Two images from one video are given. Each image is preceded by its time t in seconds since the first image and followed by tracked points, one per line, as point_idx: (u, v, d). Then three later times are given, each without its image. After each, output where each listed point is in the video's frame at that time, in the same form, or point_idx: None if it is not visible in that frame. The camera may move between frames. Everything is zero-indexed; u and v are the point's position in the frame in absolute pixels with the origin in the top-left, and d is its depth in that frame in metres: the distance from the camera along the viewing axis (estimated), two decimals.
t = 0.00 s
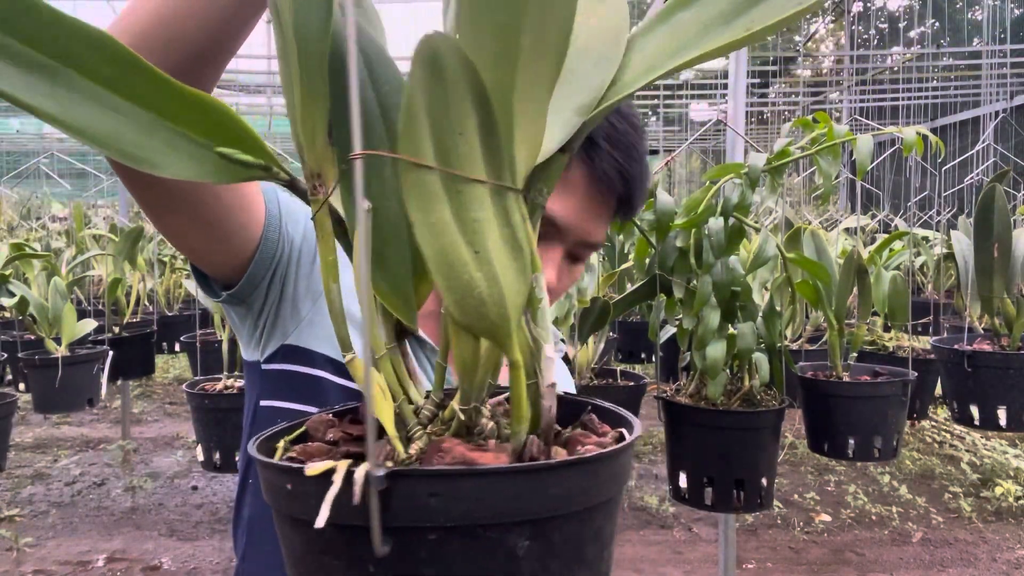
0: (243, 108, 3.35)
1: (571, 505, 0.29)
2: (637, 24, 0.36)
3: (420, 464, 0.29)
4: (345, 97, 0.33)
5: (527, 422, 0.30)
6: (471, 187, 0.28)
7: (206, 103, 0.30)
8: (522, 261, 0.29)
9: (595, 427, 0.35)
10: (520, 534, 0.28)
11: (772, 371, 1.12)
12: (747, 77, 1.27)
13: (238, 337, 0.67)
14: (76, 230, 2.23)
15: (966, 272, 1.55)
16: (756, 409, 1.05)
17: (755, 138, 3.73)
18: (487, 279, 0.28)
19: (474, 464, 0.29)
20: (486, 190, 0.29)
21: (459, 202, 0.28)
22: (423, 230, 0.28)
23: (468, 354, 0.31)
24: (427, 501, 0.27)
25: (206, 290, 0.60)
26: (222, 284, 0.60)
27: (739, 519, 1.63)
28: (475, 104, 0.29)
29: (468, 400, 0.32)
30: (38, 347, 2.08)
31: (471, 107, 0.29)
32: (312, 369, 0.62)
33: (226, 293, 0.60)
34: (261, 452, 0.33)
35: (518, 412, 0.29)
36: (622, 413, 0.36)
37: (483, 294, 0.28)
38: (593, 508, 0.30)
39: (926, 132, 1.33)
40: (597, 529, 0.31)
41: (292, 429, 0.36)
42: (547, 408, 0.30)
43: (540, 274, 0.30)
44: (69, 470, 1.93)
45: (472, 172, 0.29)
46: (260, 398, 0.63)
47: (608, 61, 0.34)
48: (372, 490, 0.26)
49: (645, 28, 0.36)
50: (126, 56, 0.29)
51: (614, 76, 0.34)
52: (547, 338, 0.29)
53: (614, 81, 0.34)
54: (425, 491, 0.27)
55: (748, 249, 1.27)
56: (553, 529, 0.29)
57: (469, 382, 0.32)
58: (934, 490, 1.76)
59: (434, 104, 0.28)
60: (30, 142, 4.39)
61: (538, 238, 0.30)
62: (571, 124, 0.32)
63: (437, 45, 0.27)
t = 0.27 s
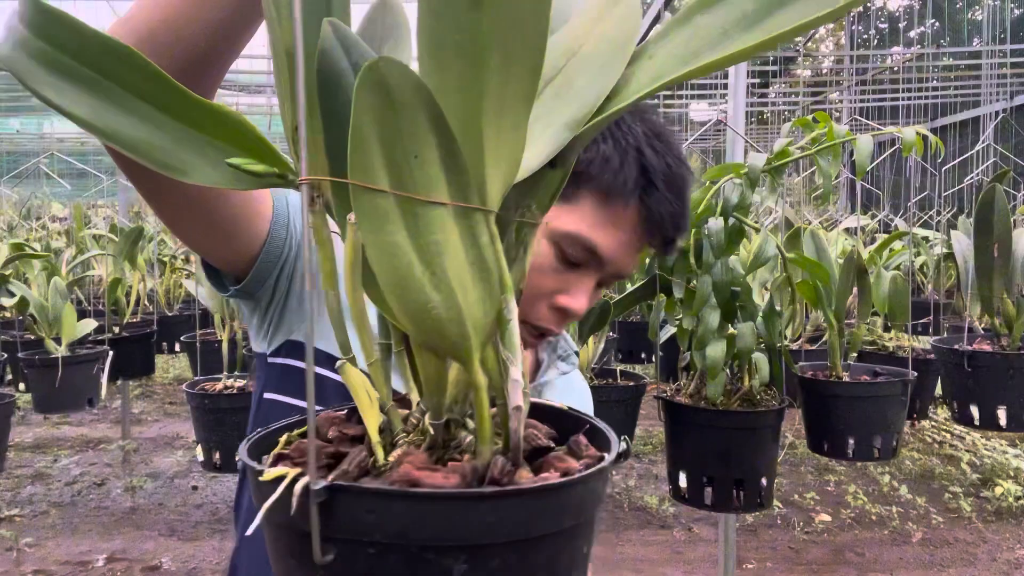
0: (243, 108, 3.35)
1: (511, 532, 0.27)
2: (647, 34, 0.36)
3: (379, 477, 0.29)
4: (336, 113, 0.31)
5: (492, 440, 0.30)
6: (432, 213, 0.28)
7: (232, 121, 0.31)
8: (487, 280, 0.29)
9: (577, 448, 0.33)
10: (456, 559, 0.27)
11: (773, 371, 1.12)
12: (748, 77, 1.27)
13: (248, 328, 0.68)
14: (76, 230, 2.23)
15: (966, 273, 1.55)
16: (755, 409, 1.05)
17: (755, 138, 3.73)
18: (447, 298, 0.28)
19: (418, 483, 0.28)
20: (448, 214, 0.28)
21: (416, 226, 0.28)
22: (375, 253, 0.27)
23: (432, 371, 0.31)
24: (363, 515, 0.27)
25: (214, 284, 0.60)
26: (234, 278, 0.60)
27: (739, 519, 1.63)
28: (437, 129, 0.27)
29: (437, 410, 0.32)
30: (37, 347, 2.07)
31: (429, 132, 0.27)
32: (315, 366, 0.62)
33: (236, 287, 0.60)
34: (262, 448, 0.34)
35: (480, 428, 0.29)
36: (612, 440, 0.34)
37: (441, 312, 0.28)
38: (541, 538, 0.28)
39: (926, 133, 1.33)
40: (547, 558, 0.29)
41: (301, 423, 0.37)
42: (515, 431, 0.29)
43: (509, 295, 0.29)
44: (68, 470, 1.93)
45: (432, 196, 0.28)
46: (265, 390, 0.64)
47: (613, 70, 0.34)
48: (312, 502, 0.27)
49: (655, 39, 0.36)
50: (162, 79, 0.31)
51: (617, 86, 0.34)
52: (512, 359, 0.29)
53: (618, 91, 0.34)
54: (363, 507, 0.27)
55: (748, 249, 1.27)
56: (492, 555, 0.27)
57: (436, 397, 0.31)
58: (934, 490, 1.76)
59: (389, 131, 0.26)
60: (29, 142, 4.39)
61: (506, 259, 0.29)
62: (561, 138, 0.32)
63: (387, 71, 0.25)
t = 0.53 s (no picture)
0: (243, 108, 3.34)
1: (510, 522, 0.28)
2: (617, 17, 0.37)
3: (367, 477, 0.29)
4: (316, 99, 0.31)
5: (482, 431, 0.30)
6: (415, 201, 0.27)
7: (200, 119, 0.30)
8: (473, 271, 0.29)
9: (563, 436, 0.33)
10: (455, 553, 0.27)
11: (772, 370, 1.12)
12: (747, 77, 1.27)
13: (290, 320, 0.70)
14: (76, 231, 2.23)
15: (966, 273, 1.55)
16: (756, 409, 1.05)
17: (755, 138, 3.73)
18: (435, 292, 0.28)
19: (413, 478, 0.28)
20: (433, 202, 0.28)
21: (401, 217, 0.27)
22: (361, 246, 0.27)
23: (421, 365, 0.30)
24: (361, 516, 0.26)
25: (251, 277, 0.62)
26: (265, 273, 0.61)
27: (739, 519, 1.63)
28: (420, 118, 0.27)
29: (423, 406, 0.31)
30: (37, 347, 2.07)
31: (413, 119, 0.27)
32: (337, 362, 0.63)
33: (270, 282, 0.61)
34: (234, 456, 0.33)
35: (469, 416, 0.30)
36: (596, 424, 0.35)
37: (428, 305, 0.28)
38: (538, 525, 0.29)
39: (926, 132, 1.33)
40: (543, 545, 0.30)
41: (269, 430, 0.37)
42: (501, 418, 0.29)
43: (495, 285, 0.29)
44: (68, 470, 1.93)
45: (415, 184, 0.27)
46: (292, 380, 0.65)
47: (581, 56, 0.35)
48: (304, 502, 0.26)
49: (625, 21, 0.36)
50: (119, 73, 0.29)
51: (586, 73, 0.35)
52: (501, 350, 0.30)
53: (588, 77, 0.35)
54: (357, 506, 0.26)
55: (748, 249, 1.28)
56: (491, 546, 0.28)
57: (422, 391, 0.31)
58: (933, 490, 1.76)
59: (372, 119, 0.26)
60: (28, 142, 4.39)
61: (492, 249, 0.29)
62: (537, 124, 0.33)
63: (370, 56, 0.25)
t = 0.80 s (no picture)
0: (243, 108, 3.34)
1: (501, 522, 0.28)
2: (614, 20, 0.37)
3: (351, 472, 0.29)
4: (306, 95, 0.33)
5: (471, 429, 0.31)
6: (408, 183, 0.29)
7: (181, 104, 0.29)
8: (464, 261, 0.30)
9: (549, 440, 0.34)
10: (442, 554, 0.27)
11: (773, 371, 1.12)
12: (747, 77, 1.27)
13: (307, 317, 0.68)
14: (76, 230, 2.23)
15: (966, 273, 1.55)
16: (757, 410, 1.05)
17: (756, 137, 3.73)
18: (425, 280, 0.28)
19: (399, 472, 0.28)
20: (425, 185, 0.29)
21: (394, 199, 0.28)
22: (352, 227, 0.28)
23: (407, 359, 0.31)
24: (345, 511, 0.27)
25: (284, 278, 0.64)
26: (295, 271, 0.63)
27: (739, 519, 1.63)
28: (416, 101, 0.29)
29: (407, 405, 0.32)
30: (37, 347, 2.07)
31: (410, 100, 0.29)
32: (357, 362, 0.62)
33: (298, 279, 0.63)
34: (199, 459, 0.33)
35: (458, 413, 0.30)
36: (581, 431, 0.35)
37: (419, 294, 0.28)
38: (525, 527, 0.29)
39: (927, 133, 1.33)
40: (535, 546, 0.30)
41: (238, 435, 0.36)
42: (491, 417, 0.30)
43: (486, 277, 0.31)
44: (68, 470, 1.93)
45: (408, 167, 0.29)
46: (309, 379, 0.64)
47: (577, 55, 0.35)
48: (283, 499, 0.26)
49: (622, 24, 0.37)
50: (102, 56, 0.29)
51: (582, 71, 0.35)
52: (490, 345, 0.30)
53: (583, 76, 0.35)
54: (342, 503, 0.27)
55: (748, 249, 1.28)
56: (480, 547, 0.28)
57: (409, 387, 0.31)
58: (934, 490, 1.76)
59: (370, 100, 0.28)
60: (29, 142, 4.39)
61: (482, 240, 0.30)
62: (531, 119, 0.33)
63: (369, 32, 0.27)
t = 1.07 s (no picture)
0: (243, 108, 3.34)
1: (492, 507, 0.28)
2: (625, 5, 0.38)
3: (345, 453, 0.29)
4: (311, 78, 0.33)
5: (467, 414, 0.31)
6: (405, 163, 0.29)
7: (192, 92, 0.31)
8: (462, 243, 0.30)
9: (551, 431, 0.33)
10: (430, 538, 0.27)
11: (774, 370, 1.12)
12: (747, 77, 1.27)
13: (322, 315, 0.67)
14: (76, 230, 2.23)
15: (966, 272, 1.55)
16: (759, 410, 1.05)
17: (756, 138, 3.73)
18: (423, 261, 0.29)
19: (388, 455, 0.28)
20: (423, 165, 0.29)
21: (391, 178, 0.29)
22: (347, 205, 0.28)
23: (404, 341, 0.31)
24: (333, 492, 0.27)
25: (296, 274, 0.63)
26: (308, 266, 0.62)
27: (739, 519, 1.63)
28: (413, 78, 0.29)
29: (405, 390, 0.32)
30: (37, 347, 2.07)
31: (407, 79, 0.29)
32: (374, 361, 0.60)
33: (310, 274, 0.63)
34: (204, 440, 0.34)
35: (455, 400, 0.30)
36: (585, 421, 0.35)
37: (415, 274, 0.28)
38: (519, 514, 0.29)
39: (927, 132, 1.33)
40: (527, 537, 0.29)
41: (247, 418, 0.37)
42: (489, 403, 0.30)
43: (485, 261, 0.31)
44: (68, 470, 1.93)
45: (407, 148, 0.29)
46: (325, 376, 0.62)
47: (587, 32, 0.35)
48: (272, 476, 0.27)
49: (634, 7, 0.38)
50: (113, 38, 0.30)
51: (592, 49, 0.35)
52: (488, 330, 0.30)
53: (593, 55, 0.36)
54: (327, 482, 0.27)
55: (748, 250, 1.28)
56: (471, 534, 0.28)
57: (408, 370, 0.32)
58: (934, 490, 1.76)
59: (370, 73, 0.28)
60: (30, 143, 4.40)
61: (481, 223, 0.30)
62: (534, 105, 0.33)
63: (366, 11, 0.28)
